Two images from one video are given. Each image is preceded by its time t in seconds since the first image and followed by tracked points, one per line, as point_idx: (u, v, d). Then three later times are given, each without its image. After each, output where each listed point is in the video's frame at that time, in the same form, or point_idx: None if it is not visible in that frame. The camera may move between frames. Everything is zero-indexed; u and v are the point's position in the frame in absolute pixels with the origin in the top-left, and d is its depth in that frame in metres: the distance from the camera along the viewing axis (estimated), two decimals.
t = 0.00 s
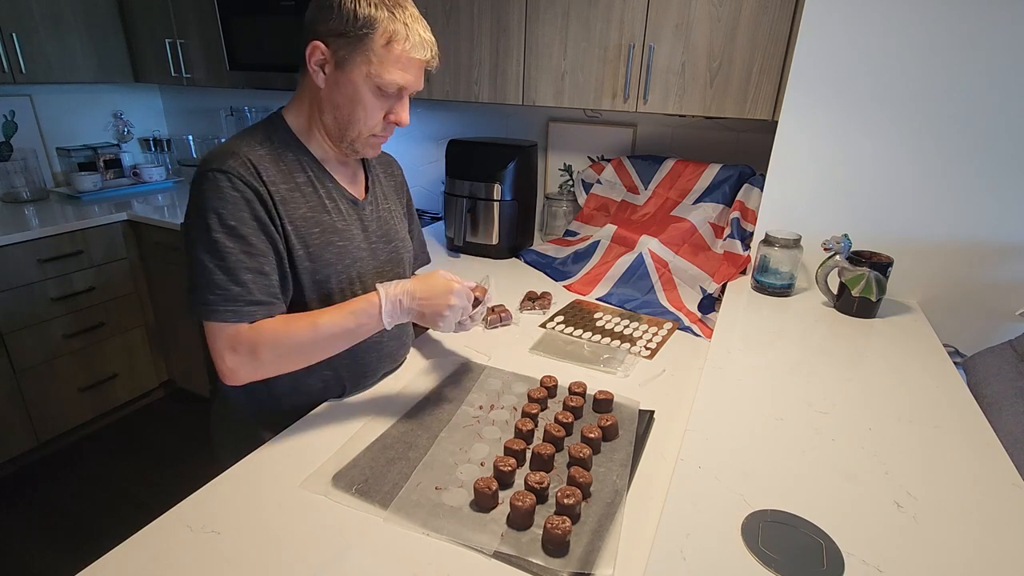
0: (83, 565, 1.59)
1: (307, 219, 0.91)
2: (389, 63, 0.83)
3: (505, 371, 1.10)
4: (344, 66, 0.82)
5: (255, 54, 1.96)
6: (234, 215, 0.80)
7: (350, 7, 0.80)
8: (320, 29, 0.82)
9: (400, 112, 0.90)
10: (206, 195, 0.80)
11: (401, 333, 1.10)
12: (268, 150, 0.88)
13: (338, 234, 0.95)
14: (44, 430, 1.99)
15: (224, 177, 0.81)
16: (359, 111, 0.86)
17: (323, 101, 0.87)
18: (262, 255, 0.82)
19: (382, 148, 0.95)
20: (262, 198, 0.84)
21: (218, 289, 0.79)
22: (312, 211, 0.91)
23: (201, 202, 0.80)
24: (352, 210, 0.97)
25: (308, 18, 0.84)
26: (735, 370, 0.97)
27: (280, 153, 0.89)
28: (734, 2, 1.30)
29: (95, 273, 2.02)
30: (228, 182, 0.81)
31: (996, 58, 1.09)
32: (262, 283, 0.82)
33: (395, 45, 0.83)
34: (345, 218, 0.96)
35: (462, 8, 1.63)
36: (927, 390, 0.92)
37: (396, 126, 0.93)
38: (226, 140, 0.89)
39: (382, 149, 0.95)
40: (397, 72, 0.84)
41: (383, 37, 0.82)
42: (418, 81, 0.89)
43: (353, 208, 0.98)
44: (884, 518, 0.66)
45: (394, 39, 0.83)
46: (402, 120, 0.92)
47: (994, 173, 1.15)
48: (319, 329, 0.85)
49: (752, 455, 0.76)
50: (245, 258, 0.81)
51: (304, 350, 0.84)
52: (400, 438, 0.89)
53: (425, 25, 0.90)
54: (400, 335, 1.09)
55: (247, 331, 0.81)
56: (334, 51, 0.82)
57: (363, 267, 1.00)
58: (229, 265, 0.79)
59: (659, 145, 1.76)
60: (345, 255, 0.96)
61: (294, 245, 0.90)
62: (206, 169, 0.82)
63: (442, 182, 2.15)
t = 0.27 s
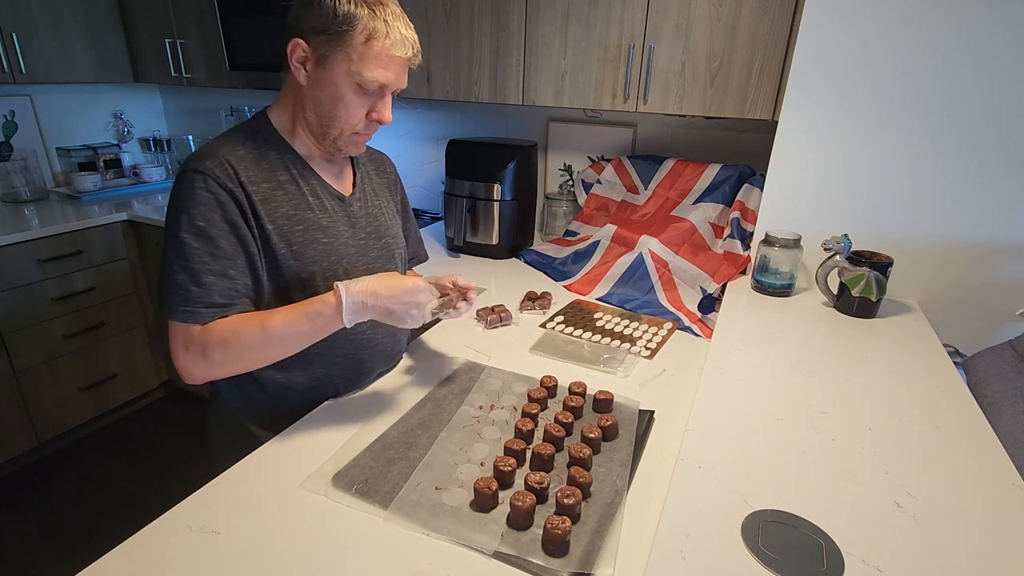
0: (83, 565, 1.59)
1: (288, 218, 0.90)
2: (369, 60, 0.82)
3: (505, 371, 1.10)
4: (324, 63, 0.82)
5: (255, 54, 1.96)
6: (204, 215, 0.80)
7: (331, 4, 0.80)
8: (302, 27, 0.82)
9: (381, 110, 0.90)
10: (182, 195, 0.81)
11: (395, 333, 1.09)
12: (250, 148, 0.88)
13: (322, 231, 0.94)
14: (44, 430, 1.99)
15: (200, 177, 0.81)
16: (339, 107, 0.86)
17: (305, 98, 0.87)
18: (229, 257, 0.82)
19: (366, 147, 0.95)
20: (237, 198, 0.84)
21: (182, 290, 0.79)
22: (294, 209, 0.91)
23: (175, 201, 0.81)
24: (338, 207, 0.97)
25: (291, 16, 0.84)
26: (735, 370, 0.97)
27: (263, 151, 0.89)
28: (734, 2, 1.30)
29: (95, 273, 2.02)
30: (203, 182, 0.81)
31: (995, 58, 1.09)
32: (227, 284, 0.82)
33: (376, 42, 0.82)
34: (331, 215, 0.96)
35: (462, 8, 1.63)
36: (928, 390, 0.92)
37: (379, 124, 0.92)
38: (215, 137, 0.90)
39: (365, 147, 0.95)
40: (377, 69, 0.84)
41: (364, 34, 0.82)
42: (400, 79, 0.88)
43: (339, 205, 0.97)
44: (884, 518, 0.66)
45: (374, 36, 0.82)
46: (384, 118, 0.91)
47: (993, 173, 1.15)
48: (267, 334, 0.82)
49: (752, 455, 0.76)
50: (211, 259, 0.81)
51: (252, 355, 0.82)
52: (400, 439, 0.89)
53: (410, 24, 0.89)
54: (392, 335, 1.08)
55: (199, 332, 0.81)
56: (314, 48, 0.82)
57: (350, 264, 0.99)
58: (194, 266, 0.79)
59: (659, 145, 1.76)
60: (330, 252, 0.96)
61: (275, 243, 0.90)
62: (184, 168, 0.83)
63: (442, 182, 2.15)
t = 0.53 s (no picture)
0: (83, 565, 1.59)
1: (283, 220, 0.90)
2: (366, 65, 0.81)
3: (505, 371, 1.10)
4: (321, 67, 0.81)
5: (255, 54, 1.96)
6: (194, 220, 0.80)
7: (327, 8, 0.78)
8: (298, 29, 0.80)
9: (379, 114, 0.89)
10: (174, 199, 0.81)
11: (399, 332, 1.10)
12: (245, 152, 0.88)
13: (318, 233, 0.94)
14: (44, 430, 1.99)
15: (193, 181, 0.81)
16: (337, 112, 0.85)
17: (302, 100, 0.86)
18: (218, 262, 0.82)
19: (365, 148, 0.95)
20: (230, 202, 0.84)
21: (173, 295, 0.80)
22: (289, 212, 0.91)
23: (169, 205, 0.82)
24: (335, 208, 0.97)
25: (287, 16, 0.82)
26: (735, 371, 0.97)
27: (258, 153, 0.89)
28: (734, 2, 1.30)
29: (95, 273, 2.02)
30: (195, 186, 0.81)
31: (996, 57, 1.09)
32: (216, 289, 0.82)
33: (372, 47, 0.81)
34: (328, 217, 0.96)
35: (462, 8, 1.63)
36: (928, 390, 0.92)
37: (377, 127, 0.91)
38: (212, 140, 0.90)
39: (363, 149, 0.94)
40: (374, 74, 0.82)
41: (360, 39, 0.80)
42: (398, 83, 0.87)
43: (336, 207, 0.97)
44: (884, 518, 0.66)
45: (371, 40, 0.81)
46: (382, 121, 0.90)
47: (993, 173, 1.15)
48: (249, 338, 0.82)
49: (752, 455, 0.76)
50: (200, 265, 0.81)
51: (234, 356, 0.83)
52: (399, 439, 0.89)
53: (408, 26, 0.88)
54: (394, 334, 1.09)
55: (184, 335, 0.81)
56: (311, 51, 0.80)
57: (347, 266, 0.99)
58: (184, 271, 0.80)
59: (659, 145, 1.76)
60: (326, 254, 0.96)
61: (271, 247, 0.89)
62: (180, 172, 0.83)
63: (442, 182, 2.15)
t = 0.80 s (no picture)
0: (83, 565, 1.59)
1: (282, 223, 0.90)
2: (347, 53, 0.81)
3: (505, 370, 1.10)
4: (304, 57, 0.82)
5: (255, 54, 1.96)
6: (195, 228, 0.79)
7: None
8: (281, 21, 0.81)
9: (366, 108, 0.88)
10: (172, 208, 0.81)
11: (395, 332, 1.11)
12: (241, 155, 0.88)
13: (318, 235, 0.94)
14: (44, 430, 1.99)
15: (190, 188, 0.81)
16: (322, 104, 0.85)
17: (289, 95, 0.87)
18: (222, 271, 0.81)
19: (353, 146, 0.94)
20: (229, 207, 0.83)
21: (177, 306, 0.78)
22: (288, 214, 0.91)
23: (167, 214, 0.81)
24: (333, 210, 0.97)
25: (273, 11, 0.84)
26: (735, 371, 0.97)
27: (256, 153, 0.89)
28: (734, 2, 1.30)
29: (95, 273, 2.02)
30: (194, 193, 0.80)
31: (996, 57, 1.09)
32: (221, 298, 0.81)
33: (353, 35, 0.80)
34: (327, 219, 0.96)
35: (461, 7, 1.63)
36: (928, 390, 0.92)
37: (366, 123, 0.91)
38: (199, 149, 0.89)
39: (352, 146, 0.93)
40: (356, 63, 0.82)
41: (342, 26, 0.80)
42: (384, 74, 0.86)
43: (334, 207, 0.97)
44: (883, 518, 0.66)
45: (351, 28, 0.80)
46: (370, 116, 0.89)
47: (993, 173, 1.15)
48: (250, 376, 0.79)
49: (752, 455, 0.76)
50: (204, 275, 0.79)
51: (236, 391, 0.80)
52: (399, 439, 0.89)
53: (394, 18, 0.87)
54: (390, 335, 1.10)
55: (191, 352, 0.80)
56: (294, 42, 0.81)
57: (348, 268, 0.99)
58: (188, 280, 0.79)
59: (659, 144, 1.76)
60: (327, 257, 0.95)
61: (271, 251, 0.89)
62: (175, 181, 0.83)
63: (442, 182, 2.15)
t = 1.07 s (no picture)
0: (83, 565, 1.59)
1: (275, 224, 0.90)
2: (350, 58, 0.81)
3: (505, 370, 1.10)
4: (306, 61, 0.82)
5: (255, 54, 1.96)
6: (190, 227, 0.80)
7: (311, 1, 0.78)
8: (282, 25, 0.81)
9: (367, 111, 0.88)
10: (164, 205, 0.81)
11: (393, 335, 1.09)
12: (235, 155, 0.88)
13: (311, 238, 0.94)
14: (44, 430, 1.99)
15: (183, 187, 0.81)
16: (323, 108, 0.85)
17: (289, 98, 0.87)
18: (216, 268, 0.83)
19: (354, 148, 0.94)
20: (222, 206, 0.84)
21: (173, 303, 0.80)
22: (281, 216, 0.91)
23: (158, 212, 0.81)
24: (326, 212, 0.97)
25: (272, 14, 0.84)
26: (735, 371, 0.97)
27: (256, 153, 0.89)
28: (734, 2, 1.30)
29: (95, 272, 2.02)
30: (186, 192, 0.81)
31: (997, 57, 1.09)
32: (215, 297, 0.83)
33: (357, 39, 0.81)
34: (320, 222, 0.96)
35: (461, 7, 1.63)
36: (928, 390, 0.92)
37: (367, 126, 0.91)
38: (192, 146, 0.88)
39: (352, 149, 0.93)
40: (359, 68, 0.82)
41: (345, 31, 0.80)
42: (386, 78, 0.87)
43: (328, 210, 0.97)
44: (883, 518, 0.66)
45: (355, 33, 0.80)
46: (371, 119, 0.90)
47: (994, 173, 1.15)
48: (249, 345, 0.83)
49: (752, 455, 0.76)
50: (199, 273, 0.81)
51: (238, 364, 0.84)
52: (399, 439, 0.89)
53: (396, 22, 0.88)
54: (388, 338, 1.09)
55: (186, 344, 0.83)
56: (296, 46, 0.81)
57: (340, 269, 1.00)
58: (184, 279, 0.80)
59: (659, 144, 1.76)
60: (320, 259, 0.96)
61: (263, 252, 0.89)
62: (167, 177, 0.83)
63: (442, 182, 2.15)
